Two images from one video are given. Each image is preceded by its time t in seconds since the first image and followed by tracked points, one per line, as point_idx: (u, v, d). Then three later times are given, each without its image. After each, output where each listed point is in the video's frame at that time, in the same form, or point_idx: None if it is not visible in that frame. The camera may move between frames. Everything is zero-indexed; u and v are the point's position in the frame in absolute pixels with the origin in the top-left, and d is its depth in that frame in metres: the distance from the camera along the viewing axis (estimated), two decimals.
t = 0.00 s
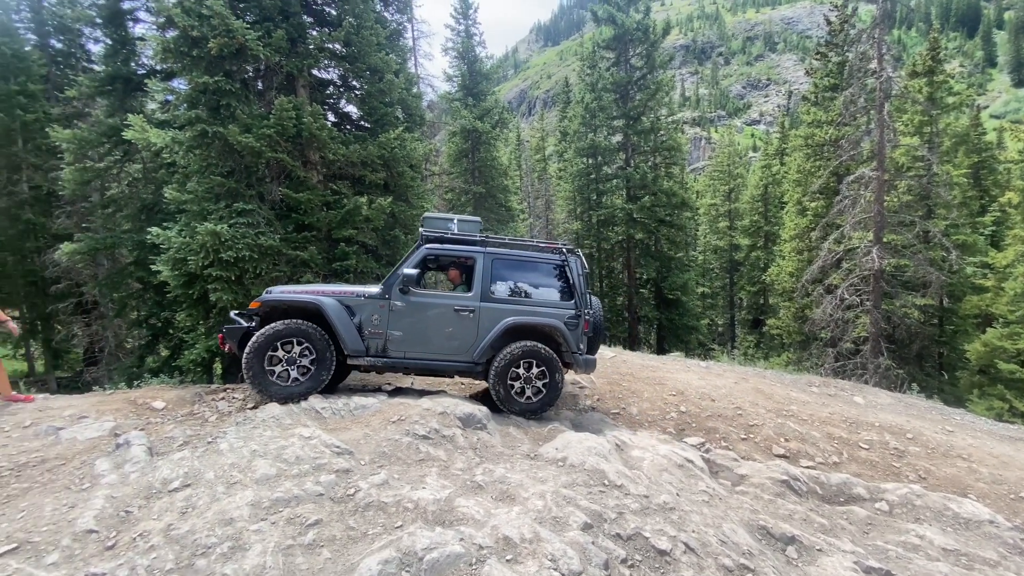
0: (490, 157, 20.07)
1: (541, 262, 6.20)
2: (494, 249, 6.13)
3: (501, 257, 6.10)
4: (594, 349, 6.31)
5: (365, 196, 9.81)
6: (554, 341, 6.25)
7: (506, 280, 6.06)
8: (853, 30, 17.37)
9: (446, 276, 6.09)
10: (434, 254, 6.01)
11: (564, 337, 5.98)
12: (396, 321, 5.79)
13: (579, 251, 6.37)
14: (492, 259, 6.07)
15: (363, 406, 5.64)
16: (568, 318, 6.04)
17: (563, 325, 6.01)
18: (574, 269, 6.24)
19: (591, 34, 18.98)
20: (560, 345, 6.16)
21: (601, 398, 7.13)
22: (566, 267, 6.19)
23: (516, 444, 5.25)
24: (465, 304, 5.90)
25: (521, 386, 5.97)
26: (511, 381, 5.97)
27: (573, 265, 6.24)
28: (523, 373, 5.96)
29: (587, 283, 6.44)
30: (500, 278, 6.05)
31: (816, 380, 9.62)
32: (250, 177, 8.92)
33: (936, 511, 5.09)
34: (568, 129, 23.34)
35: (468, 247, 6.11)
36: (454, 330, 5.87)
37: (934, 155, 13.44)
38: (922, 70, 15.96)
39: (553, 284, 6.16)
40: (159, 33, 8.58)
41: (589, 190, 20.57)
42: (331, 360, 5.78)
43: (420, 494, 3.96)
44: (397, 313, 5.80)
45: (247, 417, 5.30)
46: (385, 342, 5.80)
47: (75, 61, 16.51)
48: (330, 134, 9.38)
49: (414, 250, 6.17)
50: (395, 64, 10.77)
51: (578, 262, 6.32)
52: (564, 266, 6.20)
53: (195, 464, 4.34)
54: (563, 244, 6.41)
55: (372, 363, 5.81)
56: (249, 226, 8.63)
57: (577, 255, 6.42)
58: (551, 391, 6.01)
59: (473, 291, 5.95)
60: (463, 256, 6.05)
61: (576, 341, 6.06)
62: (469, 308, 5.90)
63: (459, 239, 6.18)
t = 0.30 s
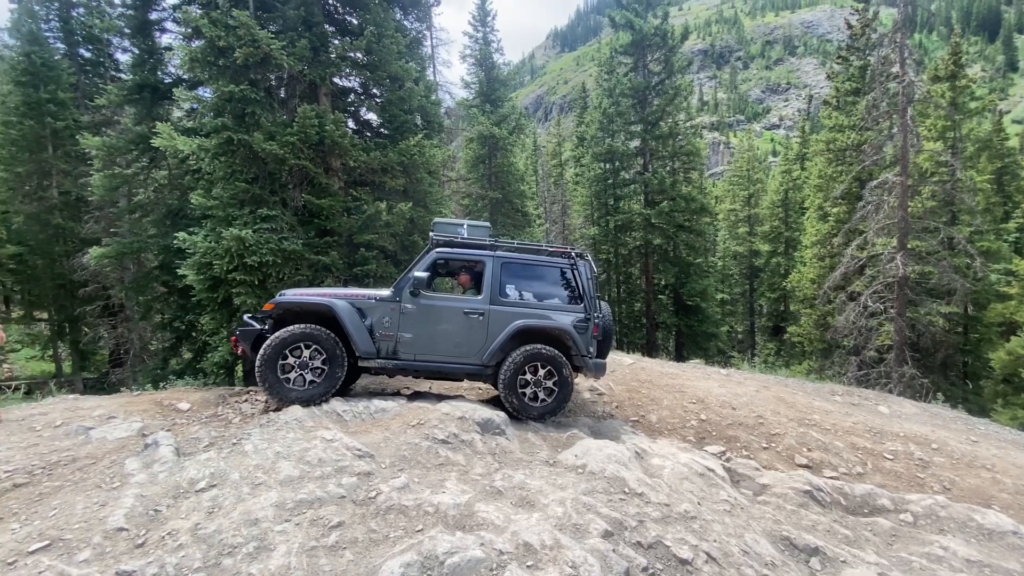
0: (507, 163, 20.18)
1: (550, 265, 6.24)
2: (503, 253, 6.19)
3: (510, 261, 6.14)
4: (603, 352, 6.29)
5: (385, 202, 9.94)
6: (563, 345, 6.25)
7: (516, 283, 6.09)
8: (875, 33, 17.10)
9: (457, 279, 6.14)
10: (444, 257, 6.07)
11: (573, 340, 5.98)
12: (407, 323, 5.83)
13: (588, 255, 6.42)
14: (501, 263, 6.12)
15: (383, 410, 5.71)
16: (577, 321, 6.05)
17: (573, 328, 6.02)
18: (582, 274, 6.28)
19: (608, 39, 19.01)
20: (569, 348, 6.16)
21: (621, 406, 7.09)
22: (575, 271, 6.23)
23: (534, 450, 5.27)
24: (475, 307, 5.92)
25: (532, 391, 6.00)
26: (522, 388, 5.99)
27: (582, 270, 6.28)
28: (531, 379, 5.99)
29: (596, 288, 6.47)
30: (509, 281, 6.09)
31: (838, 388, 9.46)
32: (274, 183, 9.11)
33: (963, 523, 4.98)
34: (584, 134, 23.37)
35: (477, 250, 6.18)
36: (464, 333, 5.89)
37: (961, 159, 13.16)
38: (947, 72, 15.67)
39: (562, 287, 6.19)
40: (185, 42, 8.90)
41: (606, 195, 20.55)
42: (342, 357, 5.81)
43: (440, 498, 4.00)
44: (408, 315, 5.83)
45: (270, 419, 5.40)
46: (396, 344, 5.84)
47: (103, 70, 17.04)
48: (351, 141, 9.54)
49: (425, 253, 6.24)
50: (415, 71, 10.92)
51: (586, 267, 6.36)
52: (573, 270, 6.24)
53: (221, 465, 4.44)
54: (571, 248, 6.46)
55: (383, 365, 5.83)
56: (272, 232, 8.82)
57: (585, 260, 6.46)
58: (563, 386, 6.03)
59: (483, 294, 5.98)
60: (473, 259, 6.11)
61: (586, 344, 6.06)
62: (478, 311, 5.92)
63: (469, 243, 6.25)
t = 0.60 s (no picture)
0: (517, 168, 20.21)
1: (554, 271, 6.24)
2: (509, 258, 6.19)
3: (515, 266, 6.14)
4: (606, 359, 6.25)
5: (397, 206, 10.01)
6: (566, 350, 6.24)
7: (520, 288, 6.09)
8: (893, 38, 16.87)
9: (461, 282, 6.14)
10: (450, 260, 6.08)
11: (575, 346, 5.97)
12: (410, 324, 5.82)
13: (593, 263, 6.42)
14: (507, 268, 6.12)
15: (392, 413, 5.72)
16: (581, 327, 6.04)
17: (576, 334, 6.00)
18: (587, 281, 6.28)
19: (620, 45, 19.00)
20: (571, 353, 6.15)
21: (630, 413, 7.03)
22: (580, 278, 6.23)
23: (543, 456, 5.24)
24: (478, 310, 5.92)
25: (538, 397, 5.97)
26: (526, 397, 5.97)
27: (586, 277, 6.28)
28: (532, 385, 5.95)
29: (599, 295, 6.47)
30: (514, 286, 6.08)
31: (854, 398, 9.27)
32: (289, 188, 9.23)
33: (985, 539, 4.85)
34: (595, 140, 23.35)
35: (483, 254, 6.18)
36: (468, 335, 5.88)
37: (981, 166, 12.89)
38: (968, 77, 15.39)
39: (566, 294, 6.18)
40: (204, 50, 9.10)
41: (617, 201, 20.47)
42: (342, 353, 5.81)
43: (449, 503, 3.99)
44: (412, 317, 5.82)
45: (281, 421, 5.43)
46: (399, 345, 5.82)
47: (126, 77, 17.32)
48: (364, 146, 9.63)
49: (430, 256, 6.24)
50: (428, 77, 11.01)
51: (591, 274, 6.36)
52: (578, 277, 6.24)
53: (234, 464, 4.47)
54: (577, 256, 6.46)
55: (385, 366, 5.81)
56: (286, 235, 8.93)
57: (590, 267, 6.46)
58: (566, 383, 5.99)
59: (487, 298, 5.97)
60: (478, 263, 6.11)
61: (588, 350, 6.05)
62: (482, 314, 5.91)
63: (475, 247, 6.26)
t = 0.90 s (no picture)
0: (525, 171, 20.25)
1: (550, 274, 6.24)
2: (504, 260, 6.19)
3: (511, 268, 6.14)
4: (599, 362, 6.36)
5: (405, 209, 10.07)
6: (560, 352, 6.26)
7: (515, 291, 6.09)
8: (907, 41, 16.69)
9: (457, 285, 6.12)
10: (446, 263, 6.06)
11: (570, 349, 6.00)
12: (405, 326, 5.79)
13: (588, 266, 6.44)
14: (502, 270, 6.11)
15: (399, 415, 5.73)
16: (575, 330, 6.06)
17: (571, 336, 6.03)
18: (582, 284, 6.29)
19: (630, 49, 18.98)
20: (565, 355, 6.19)
21: (637, 418, 6.99)
22: (575, 281, 6.24)
23: (550, 459, 5.23)
24: (474, 312, 5.91)
25: (536, 396, 5.99)
26: (525, 400, 5.98)
27: (581, 280, 6.29)
28: (525, 388, 5.96)
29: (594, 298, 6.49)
30: (509, 289, 6.08)
31: (866, 405, 9.15)
32: (299, 190, 9.31)
33: (1001, 550, 4.76)
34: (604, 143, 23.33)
35: (479, 257, 6.17)
36: (463, 338, 5.86)
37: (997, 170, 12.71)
38: (984, 81, 15.18)
39: (561, 296, 6.19)
40: (218, 55, 9.27)
41: (625, 205, 20.42)
42: (327, 346, 5.77)
43: (456, 505, 3.99)
44: (407, 319, 5.80)
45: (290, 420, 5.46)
46: (394, 348, 5.78)
47: (141, 80, 17.61)
48: (374, 149, 9.70)
49: (426, 258, 6.22)
50: (438, 81, 11.07)
51: (586, 277, 6.37)
52: (573, 280, 6.26)
53: (244, 463, 4.51)
54: (572, 259, 6.47)
55: (379, 368, 5.75)
56: (297, 237, 9.01)
57: (585, 270, 6.47)
58: (558, 372, 5.97)
59: (482, 300, 5.97)
60: (474, 266, 6.10)
61: (583, 353, 6.08)
62: (477, 317, 5.91)
63: (470, 249, 6.24)
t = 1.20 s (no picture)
0: (533, 172, 20.25)
1: (542, 271, 6.24)
2: (496, 258, 6.20)
3: (503, 266, 6.15)
4: (594, 358, 6.35)
5: (413, 209, 10.10)
6: (555, 348, 6.28)
7: (509, 288, 6.09)
8: (921, 41, 16.49)
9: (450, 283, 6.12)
10: (438, 262, 6.07)
11: (564, 344, 6.03)
12: (399, 325, 5.79)
13: (580, 263, 6.44)
14: (495, 268, 6.12)
15: (407, 414, 5.74)
16: (569, 325, 6.08)
17: (564, 332, 6.04)
18: (574, 280, 6.29)
19: (639, 50, 18.92)
20: (560, 351, 6.20)
21: (645, 420, 6.96)
22: (567, 277, 6.25)
23: (557, 460, 5.22)
24: (467, 310, 5.92)
25: (534, 390, 6.01)
26: (525, 398, 6.01)
27: (574, 277, 6.29)
28: (521, 387, 5.98)
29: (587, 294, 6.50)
30: (502, 286, 6.09)
31: (877, 410, 9.04)
32: (309, 190, 9.37)
33: (1015, 559, 4.69)
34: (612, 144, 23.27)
35: (471, 255, 6.18)
36: (458, 336, 5.86)
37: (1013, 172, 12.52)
38: (1000, 81, 14.95)
39: (554, 293, 6.20)
40: (229, 56, 9.36)
41: (633, 206, 20.35)
42: (309, 341, 5.71)
43: (463, 504, 3.99)
44: (401, 318, 5.80)
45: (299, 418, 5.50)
46: (388, 347, 5.77)
47: (154, 81, 17.82)
48: (383, 149, 9.75)
49: (418, 258, 6.23)
50: (446, 82, 11.11)
51: (578, 274, 6.37)
52: (566, 277, 6.26)
53: (253, 460, 4.54)
54: (564, 255, 6.48)
55: (373, 367, 5.74)
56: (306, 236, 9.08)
57: (577, 267, 6.47)
58: (547, 361, 5.97)
59: (475, 298, 5.98)
60: (466, 264, 6.11)
61: (577, 348, 6.10)
62: (471, 314, 5.91)
63: (462, 248, 6.25)
